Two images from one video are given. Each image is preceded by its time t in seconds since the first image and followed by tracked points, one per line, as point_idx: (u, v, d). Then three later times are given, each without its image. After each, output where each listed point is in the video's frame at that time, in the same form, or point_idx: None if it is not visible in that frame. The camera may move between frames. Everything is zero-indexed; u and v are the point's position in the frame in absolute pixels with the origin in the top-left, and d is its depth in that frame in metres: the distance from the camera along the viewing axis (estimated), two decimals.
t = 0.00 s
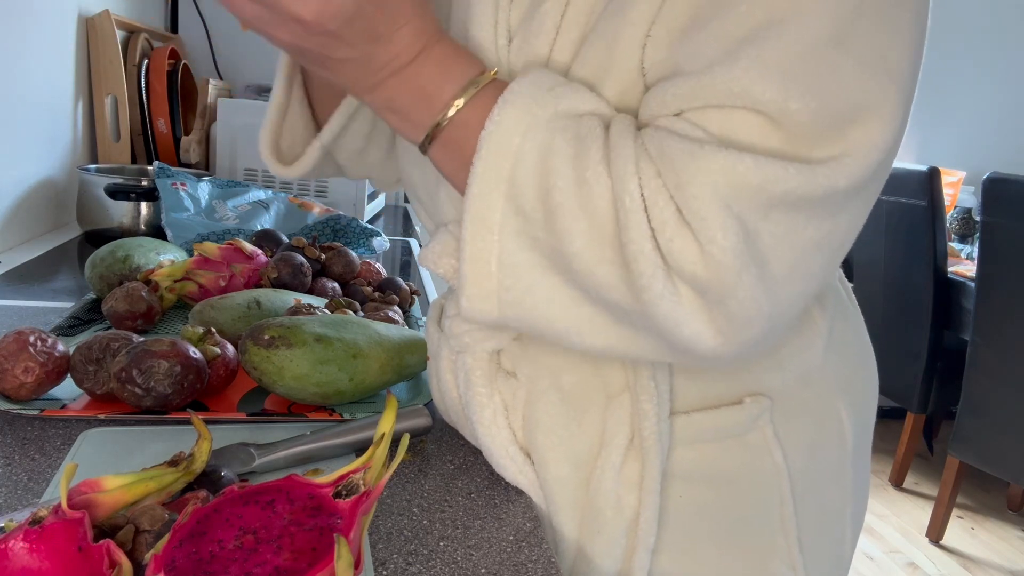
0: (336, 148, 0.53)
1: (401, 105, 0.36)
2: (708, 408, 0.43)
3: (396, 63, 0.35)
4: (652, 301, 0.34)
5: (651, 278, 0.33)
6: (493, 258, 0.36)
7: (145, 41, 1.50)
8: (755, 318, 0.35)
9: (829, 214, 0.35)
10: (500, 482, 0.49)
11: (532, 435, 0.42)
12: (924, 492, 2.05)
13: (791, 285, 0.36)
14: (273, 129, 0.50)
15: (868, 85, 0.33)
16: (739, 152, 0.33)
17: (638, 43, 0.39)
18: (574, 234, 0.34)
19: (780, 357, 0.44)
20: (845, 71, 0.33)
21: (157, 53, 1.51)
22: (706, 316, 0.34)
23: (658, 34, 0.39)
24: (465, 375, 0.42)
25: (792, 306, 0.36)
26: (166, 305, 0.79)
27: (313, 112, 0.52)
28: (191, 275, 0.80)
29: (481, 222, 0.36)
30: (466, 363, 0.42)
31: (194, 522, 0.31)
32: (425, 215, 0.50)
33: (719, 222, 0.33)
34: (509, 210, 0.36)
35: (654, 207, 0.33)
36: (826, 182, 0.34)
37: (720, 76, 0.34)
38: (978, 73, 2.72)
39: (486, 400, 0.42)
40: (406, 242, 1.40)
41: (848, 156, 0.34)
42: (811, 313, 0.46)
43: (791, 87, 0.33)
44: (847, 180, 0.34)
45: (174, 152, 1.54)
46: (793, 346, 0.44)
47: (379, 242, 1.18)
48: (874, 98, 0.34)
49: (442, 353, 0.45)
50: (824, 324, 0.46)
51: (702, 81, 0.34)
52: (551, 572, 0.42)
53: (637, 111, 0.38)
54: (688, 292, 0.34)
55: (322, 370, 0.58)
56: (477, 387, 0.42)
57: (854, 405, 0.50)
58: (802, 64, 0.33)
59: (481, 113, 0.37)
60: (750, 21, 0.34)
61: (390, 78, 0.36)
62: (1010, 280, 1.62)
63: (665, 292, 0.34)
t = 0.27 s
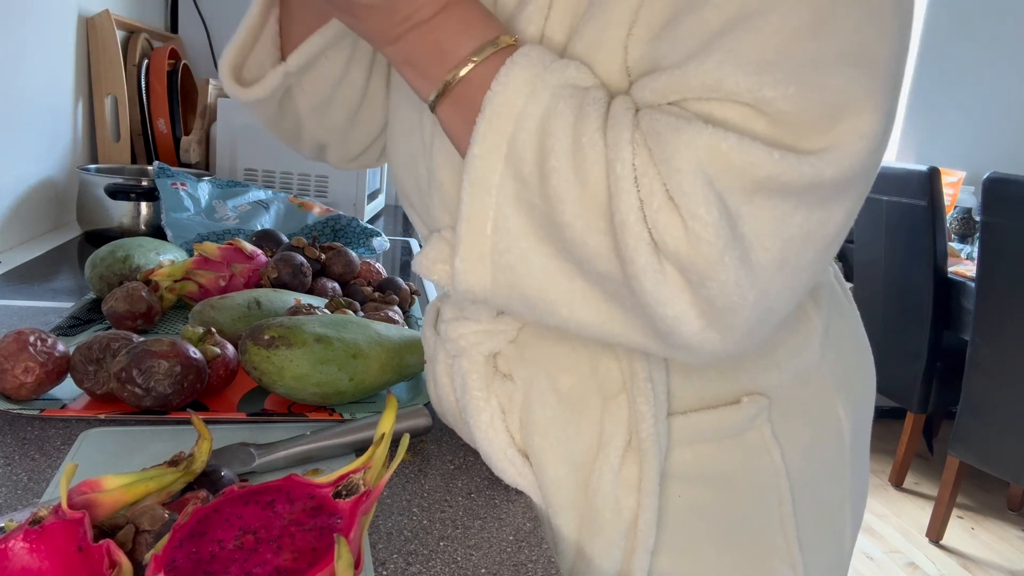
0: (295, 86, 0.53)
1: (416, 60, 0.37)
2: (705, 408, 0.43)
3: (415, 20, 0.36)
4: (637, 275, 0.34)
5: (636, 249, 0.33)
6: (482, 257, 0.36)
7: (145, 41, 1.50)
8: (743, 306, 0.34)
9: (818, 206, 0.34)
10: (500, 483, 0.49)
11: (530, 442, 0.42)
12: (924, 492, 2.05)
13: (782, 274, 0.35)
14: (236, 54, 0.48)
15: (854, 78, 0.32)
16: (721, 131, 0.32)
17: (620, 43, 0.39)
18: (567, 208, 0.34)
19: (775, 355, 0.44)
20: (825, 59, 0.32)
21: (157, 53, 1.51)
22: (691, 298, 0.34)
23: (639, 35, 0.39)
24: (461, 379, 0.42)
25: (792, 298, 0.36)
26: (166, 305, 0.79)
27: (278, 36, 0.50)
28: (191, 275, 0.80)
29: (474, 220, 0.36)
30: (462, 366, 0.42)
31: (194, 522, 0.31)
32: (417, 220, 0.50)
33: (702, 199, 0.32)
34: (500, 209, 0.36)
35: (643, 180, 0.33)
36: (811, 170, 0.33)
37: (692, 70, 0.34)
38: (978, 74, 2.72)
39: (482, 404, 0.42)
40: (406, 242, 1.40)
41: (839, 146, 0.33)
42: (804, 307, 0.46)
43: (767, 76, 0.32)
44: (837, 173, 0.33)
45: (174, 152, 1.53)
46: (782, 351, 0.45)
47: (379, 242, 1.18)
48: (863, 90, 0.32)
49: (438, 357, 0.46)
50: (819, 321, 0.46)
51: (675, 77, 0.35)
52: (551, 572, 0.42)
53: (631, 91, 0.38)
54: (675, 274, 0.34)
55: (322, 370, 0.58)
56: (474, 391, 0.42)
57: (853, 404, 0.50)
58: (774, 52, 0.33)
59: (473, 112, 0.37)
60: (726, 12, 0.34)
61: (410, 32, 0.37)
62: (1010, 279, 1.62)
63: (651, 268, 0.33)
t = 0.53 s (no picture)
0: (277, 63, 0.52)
1: (392, 75, 0.36)
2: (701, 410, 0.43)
3: (392, 32, 0.36)
4: (622, 285, 0.33)
5: (621, 258, 0.32)
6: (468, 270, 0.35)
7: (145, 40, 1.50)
8: (730, 311, 0.33)
9: (804, 204, 0.33)
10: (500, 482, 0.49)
11: (524, 443, 0.42)
12: (924, 492, 2.05)
13: (768, 278, 0.34)
14: (219, 26, 0.50)
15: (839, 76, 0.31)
16: (701, 135, 0.31)
17: (602, 46, 0.38)
18: (549, 220, 0.33)
19: (770, 354, 0.44)
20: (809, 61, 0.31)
21: (157, 53, 1.51)
22: (679, 305, 0.33)
23: (621, 35, 0.37)
24: (456, 383, 0.42)
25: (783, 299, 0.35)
26: (166, 305, 0.79)
27: (264, 17, 0.51)
28: (191, 275, 0.80)
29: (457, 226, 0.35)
30: (456, 370, 0.42)
31: (195, 521, 0.31)
32: (409, 224, 0.49)
33: (684, 204, 0.31)
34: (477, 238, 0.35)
35: (625, 187, 0.32)
36: (795, 171, 0.31)
37: (673, 70, 0.33)
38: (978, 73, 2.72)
39: (477, 407, 0.42)
40: (406, 242, 1.40)
41: (822, 145, 0.32)
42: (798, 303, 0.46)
43: (750, 76, 0.31)
44: (824, 173, 0.32)
45: (174, 152, 1.53)
46: (775, 342, 0.44)
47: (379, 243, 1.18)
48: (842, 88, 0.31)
49: (433, 361, 0.46)
50: (815, 320, 0.46)
51: (656, 77, 0.33)
52: (551, 572, 0.42)
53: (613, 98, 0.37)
54: (662, 282, 0.33)
55: (322, 370, 0.58)
56: (469, 396, 0.42)
57: (850, 404, 0.50)
58: (757, 52, 0.31)
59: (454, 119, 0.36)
60: (705, 14, 0.33)
61: (387, 45, 0.36)
62: (1010, 279, 1.62)
63: (637, 277, 0.32)
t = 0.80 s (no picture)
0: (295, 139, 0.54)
1: (333, 120, 0.35)
2: (697, 411, 0.43)
3: (336, 79, 0.35)
4: (604, 311, 0.32)
5: (600, 287, 0.32)
6: (437, 269, 0.34)
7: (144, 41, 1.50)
8: (710, 323, 0.33)
9: (778, 210, 0.33)
10: (500, 483, 0.49)
11: (520, 443, 0.42)
12: (924, 492, 2.05)
13: (748, 286, 0.34)
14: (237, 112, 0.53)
15: (813, 74, 0.31)
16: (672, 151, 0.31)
17: (584, 47, 0.37)
18: (522, 254, 0.33)
19: (766, 352, 0.44)
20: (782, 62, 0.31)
21: (157, 53, 1.51)
22: (660, 324, 0.33)
23: (603, 37, 0.37)
24: (451, 386, 0.42)
25: (763, 301, 0.35)
26: (166, 305, 0.79)
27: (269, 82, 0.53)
28: (191, 275, 0.80)
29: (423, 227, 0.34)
30: (450, 372, 0.42)
31: (194, 522, 0.31)
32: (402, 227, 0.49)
33: (658, 224, 0.31)
34: (449, 231, 0.34)
35: (597, 214, 0.32)
36: (766, 176, 0.32)
37: (653, 76, 0.32)
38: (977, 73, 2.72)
39: (472, 409, 0.42)
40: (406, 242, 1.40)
41: (792, 148, 0.32)
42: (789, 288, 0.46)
43: (727, 86, 0.31)
44: (796, 177, 0.32)
45: (174, 152, 1.54)
46: (772, 332, 0.44)
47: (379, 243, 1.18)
48: (818, 86, 0.32)
49: (429, 362, 0.45)
50: (813, 321, 0.46)
51: (635, 82, 0.33)
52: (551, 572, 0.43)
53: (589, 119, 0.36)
54: (642, 302, 0.32)
55: (323, 370, 0.58)
56: (463, 397, 0.42)
57: (848, 405, 0.50)
58: (733, 59, 0.31)
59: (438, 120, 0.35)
60: (686, 18, 0.32)
61: (328, 93, 0.35)
62: (1010, 279, 1.62)
63: (616, 301, 0.32)
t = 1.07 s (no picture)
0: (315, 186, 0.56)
1: (308, 144, 0.35)
2: (693, 411, 0.43)
3: (312, 102, 0.35)
4: (589, 321, 0.33)
5: (585, 297, 0.32)
6: (434, 271, 0.35)
7: (145, 40, 1.50)
8: (694, 329, 0.33)
9: (760, 213, 0.33)
10: (500, 483, 0.49)
11: (518, 444, 0.42)
12: (924, 492, 2.05)
13: (734, 290, 0.34)
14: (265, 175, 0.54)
15: (797, 78, 0.31)
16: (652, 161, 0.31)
17: (575, 49, 0.37)
18: (506, 270, 0.33)
19: (764, 351, 0.44)
20: (768, 65, 0.31)
21: (157, 53, 1.50)
22: (646, 331, 0.33)
23: (595, 38, 0.37)
24: (449, 385, 0.43)
25: (747, 305, 0.35)
26: (166, 305, 0.79)
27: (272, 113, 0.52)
28: (191, 275, 0.80)
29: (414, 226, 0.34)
30: (449, 371, 0.43)
31: (194, 521, 0.31)
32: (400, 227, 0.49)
33: (638, 234, 0.31)
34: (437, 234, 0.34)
35: (576, 226, 0.32)
36: (746, 180, 0.31)
37: (640, 79, 0.32)
38: (977, 73, 2.72)
39: (470, 409, 0.42)
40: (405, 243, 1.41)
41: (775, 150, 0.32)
42: (785, 285, 0.45)
43: (711, 91, 0.31)
44: (774, 179, 0.32)
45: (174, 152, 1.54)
46: (767, 333, 0.44)
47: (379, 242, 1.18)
48: (805, 89, 0.32)
49: (427, 363, 0.45)
50: (812, 322, 0.46)
51: (622, 86, 0.33)
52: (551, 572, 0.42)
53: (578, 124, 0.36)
54: (626, 311, 0.33)
55: (323, 370, 0.58)
56: (461, 397, 0.43)
57: (848, 406, 0.50)
58: (721, 63, 0.31)
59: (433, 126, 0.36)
60: (674, 23, 0.32)
61: (303, 116, 0.35)
62: (1010, 279, 1.62)
63: (601, 311, 0.32)
